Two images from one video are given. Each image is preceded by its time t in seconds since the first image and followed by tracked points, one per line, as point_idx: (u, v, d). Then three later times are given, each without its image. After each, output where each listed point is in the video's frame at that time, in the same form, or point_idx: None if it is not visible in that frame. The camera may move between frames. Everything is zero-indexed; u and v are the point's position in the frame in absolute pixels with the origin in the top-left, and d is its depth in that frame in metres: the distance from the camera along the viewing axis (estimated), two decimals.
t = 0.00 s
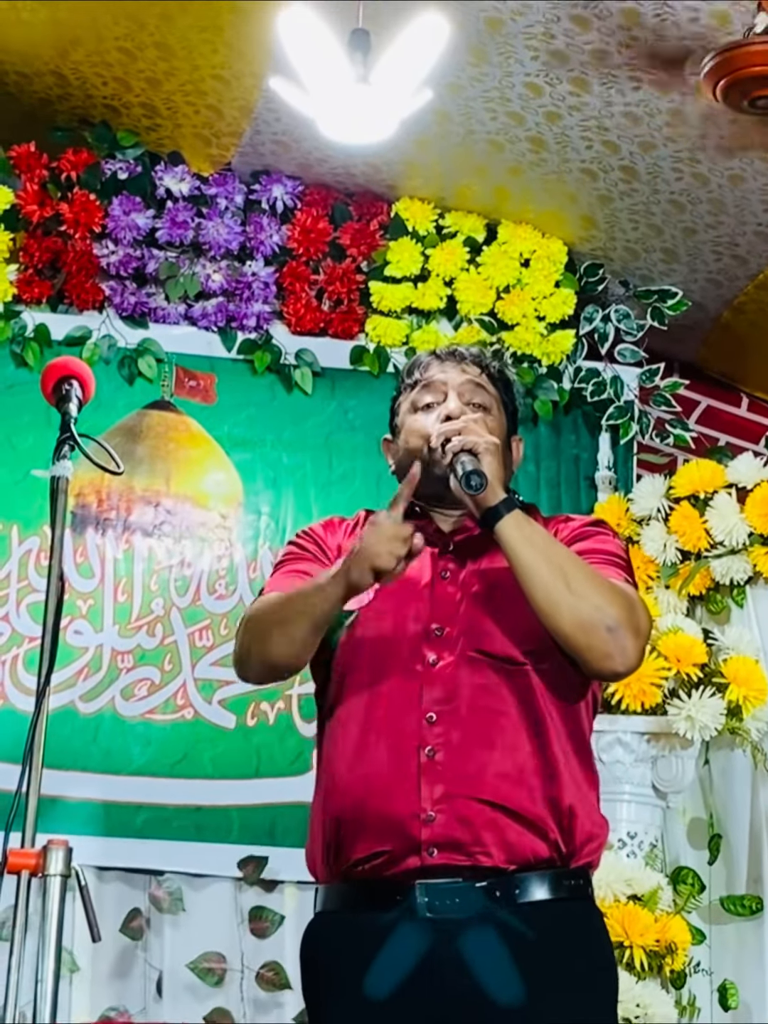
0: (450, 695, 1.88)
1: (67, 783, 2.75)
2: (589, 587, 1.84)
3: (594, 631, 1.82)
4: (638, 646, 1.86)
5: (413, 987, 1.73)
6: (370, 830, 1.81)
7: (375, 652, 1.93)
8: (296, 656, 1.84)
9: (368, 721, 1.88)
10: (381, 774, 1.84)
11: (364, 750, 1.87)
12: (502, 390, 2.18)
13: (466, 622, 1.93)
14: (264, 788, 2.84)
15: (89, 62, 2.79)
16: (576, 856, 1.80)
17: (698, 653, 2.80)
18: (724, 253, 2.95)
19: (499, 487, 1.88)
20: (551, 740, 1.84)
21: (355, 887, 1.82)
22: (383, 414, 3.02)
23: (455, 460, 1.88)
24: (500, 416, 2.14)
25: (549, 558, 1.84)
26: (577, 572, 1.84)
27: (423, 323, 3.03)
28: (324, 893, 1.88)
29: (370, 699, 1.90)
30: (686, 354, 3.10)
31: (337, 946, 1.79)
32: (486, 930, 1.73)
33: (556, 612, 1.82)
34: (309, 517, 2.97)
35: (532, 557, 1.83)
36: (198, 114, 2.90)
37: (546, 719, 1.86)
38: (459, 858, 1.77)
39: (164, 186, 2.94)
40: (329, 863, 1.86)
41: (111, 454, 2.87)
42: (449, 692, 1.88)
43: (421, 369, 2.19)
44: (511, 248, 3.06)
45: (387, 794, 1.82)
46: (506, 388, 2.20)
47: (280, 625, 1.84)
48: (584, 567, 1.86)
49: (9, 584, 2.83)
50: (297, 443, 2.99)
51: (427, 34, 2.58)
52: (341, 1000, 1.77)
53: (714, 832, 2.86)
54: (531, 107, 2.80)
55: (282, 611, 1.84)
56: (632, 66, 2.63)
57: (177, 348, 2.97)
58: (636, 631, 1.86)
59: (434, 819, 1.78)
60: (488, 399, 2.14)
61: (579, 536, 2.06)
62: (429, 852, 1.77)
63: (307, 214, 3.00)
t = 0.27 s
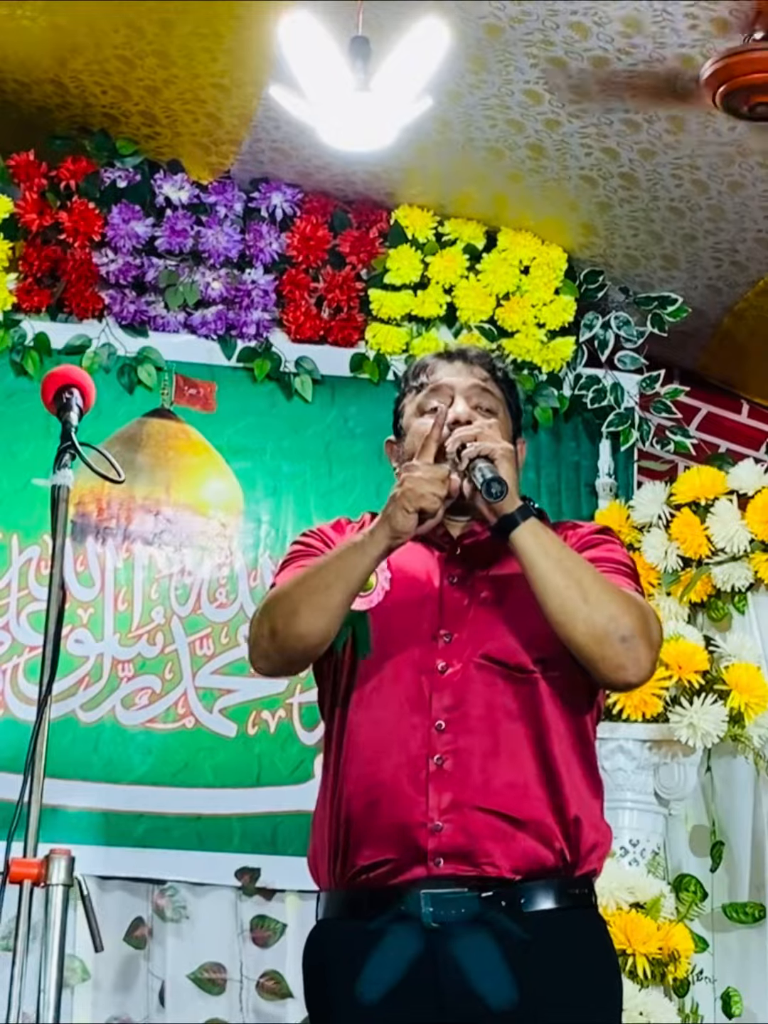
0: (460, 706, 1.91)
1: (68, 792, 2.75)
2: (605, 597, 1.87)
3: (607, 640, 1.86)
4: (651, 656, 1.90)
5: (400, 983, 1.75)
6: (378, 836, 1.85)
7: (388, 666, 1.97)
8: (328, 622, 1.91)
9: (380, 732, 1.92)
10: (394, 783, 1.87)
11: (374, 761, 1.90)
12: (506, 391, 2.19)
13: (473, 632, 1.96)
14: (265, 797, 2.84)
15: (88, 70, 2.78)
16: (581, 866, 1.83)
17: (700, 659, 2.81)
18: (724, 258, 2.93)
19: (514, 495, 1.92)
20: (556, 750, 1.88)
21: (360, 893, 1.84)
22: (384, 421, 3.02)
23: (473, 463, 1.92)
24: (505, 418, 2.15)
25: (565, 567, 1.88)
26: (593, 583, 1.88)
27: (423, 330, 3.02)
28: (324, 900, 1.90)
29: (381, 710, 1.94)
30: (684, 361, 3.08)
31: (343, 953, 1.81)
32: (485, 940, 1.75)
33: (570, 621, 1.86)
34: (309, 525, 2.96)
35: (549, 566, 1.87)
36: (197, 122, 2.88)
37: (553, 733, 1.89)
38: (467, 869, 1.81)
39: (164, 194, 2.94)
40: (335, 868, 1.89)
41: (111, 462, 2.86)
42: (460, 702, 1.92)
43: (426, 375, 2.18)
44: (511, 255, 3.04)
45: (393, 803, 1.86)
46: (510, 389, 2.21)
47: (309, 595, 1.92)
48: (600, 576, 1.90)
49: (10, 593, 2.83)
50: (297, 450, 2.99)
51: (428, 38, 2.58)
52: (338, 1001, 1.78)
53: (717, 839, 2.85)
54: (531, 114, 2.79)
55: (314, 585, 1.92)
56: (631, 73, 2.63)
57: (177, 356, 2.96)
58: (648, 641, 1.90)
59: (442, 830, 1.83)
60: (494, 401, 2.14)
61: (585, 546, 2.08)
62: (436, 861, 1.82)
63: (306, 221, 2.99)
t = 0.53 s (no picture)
0: (465, 715, 1.91)
1: (65, 805, 2.74)
2: (619, 611, 1.87)
3: (620, 656, 1.86)
4: (661, 673, 1.90)
5: (390, 984, 1.77)
6: (380, 846, 1.85)
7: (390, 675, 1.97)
8: (342, 638, 1.91)
9: (382, 740, 1.92)
10: (395, 792, 1.88)
11: (376, 770, 1.90)
12: (509, 398, 2.20)
13: (478, 643, 1.96)
14: (263, 808, 2.83)
15: (84, 83, 2.79)
16: (584, 876, 1.84)
17: (697, 669, 2.80)
18: (719, 268, 2.97)
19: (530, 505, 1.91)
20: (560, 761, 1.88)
21: (361, 904, 1.85)
22: (381, 431, 3.02)
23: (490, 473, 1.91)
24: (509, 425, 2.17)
25: (579, 581, 1.88)
26: (607, 597, 1.88)
27: (419, 341, 3.02)
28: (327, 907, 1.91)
29: (383, 719, 1.94)
30: (681, 370, 3.08)
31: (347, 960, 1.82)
32: (481, 949, 1.76)
33: (583, 635, 1.86)
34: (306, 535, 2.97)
35: (563, 580, 1.87)
36: (192, 134, 2.90)
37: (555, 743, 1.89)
38: (468, 879, 1.81)
39: (160, 206, 2.94)
40: (337, 878, 1.90)
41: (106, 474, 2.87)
42: (464, 711, 1.91)
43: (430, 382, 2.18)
44: (506, 266, 3.05)
45: (397, 813, 1.86)
46: (511, 395, 2.22)
47: (326, 610, 1.91)
48: (613, 591, 1.90)
49: (7, 605, 2.83)
50: (294, 461, 2.99)
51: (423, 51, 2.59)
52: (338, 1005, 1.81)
53: (715, 848, 2.85)
54: (526, 125, 2.80)
55: (331, 598, 1.91)
56: (626, 84, 2.64)
57: (174, 368, 2.96)
58: (660, 655, 1.90)
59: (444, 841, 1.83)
60: (498, 409, 2.16)
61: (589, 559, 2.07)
62: (438, 872, 1.82)
63: (301, 233, 2.99)
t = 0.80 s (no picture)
0: (477, 728, 1.92)
1: (61, 817, 2.74)
2: (634, 625, 1.88)
3: (633, 670, 1.86)
4: (672, 687, 1.91)
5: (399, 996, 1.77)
6: (387, 859, 1.85)
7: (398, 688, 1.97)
8: (350, 652, 1.87)
9: (391, 754, 1.92)
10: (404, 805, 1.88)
11: (385, 783, 1.90)
12: (511, 403, 2.22)
13: (489, 655, 1.97)
14: (258, 819, 2.83)
15: (76, 95, 2.78)
16: (593, 887, 1.85)
17: (693, 677, 2.81)
18: (712, 276, 2.98)
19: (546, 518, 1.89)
20: (569, 773, 1.89)
21: (367, 916, 1.85)
22: (376, 441, 3.02)
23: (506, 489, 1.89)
24: (513, 432, 2.19)
25: (594, 594, 1.88)
26: (622, 611, 1.88)
27: (413, 351, 3.02)
28: (329, 921, 1.90)
29: (391, 732, 1.94)
30: (675, 377, 3.10)
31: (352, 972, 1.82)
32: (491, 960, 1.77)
33: (598, 649, 1.86)
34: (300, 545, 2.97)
35: (578, 593, 1.87)
36: (185, 145, 2.89)
37: (567, 756, 1.90)
38: (481, 893, 1.81)
39: (153, 217, 2.94)
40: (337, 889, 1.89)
41: (99, 485, 2.86)
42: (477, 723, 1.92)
43: (437, 386, 2.19)
44: (499, 275, 3.05)
45: (405, 827, 1.86)
46: (513, 401, 2.24)
47: (335, 624, 1.87)
48: (627, 604, 1.90)
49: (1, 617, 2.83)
50: (288, 471, 2.99)
51: (413, 65, 2.59)
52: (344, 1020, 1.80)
53: (712, 857, 2.84)
54: (518, 135, 2.80)
55: (340, 613, 1.87)
56: (617, 93, 2.64)
57: (167, 378, 2.96)
58: (671, 670, 1.91)
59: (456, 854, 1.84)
60: (503, 415, 2.17)
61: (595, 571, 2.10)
62: (449, 885, 1.83)
63: (294, 243, 3.00)
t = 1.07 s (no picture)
0: (486, 740, 1.97)
1: (57, 831, 2.73)
2: (645, 638, 1.92)
3: (645, 683, 1.91)
4: (682, 699, 1.96)
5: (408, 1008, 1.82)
6: (394, 873, 1.89)
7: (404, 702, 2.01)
8: (359, 667, 1.90)
9: (397, 768, 1.96)
10: (411, 818, 1.92)
11: (392, 796, 1.93)
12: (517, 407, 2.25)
13: (497, 668, 2.02)
14: (254, 832, 2.82)
15: (69, 107, 2.79)
16: (599, 897, 1.90)
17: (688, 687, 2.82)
18: (706, 287, 2.94)
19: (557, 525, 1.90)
20: (576, 785, 1.94)
21: (373, 929, 1.88)
22: (370, 453, 3.01)
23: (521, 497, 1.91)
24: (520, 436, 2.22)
25: (606, 607, 1.92)
26: (634, 625, 1.93)
27: (407, 362, 3.02)
28: (333, 931, 1.94)
29: (396, 746, 1.98)
30: (670, 388, 3.06)
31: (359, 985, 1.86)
32: (499, 972, 1.82)
33: (610, 663, 1.90)
34: (296, 556, 2.97)
35: (590, 605, 1.92)
36: (178, 156, 2.89)
37: (574, 767, 1.96)
38: (490, 905, 1.86)
39: (146, 228, 2.93)
40: (344, 902, 1.93)
41: (93, 498, 2.85)
42: (486, 736, 1.97)
43: (448, 392, 2.23)
44: (493, 285, 3.04)
45: (414, 841, 1.90)
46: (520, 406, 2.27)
47: (347, 639, 1.90)
48: (638, 617, 1.95)
49: None
50: (283, 483, 2.98)
51: (405, 78, 2.62)
52: None
53: (709, 867, 2.84)
54: (511, 145, 2.83)
55: (351, 627, 1.90)
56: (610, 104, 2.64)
57: (162, 390, 2.96)
58: (682, 681, 1.96)
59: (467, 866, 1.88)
60: (510, 420, 2.21)
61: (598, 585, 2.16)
62: (459, 898, 1.86)
63: (288, 254, 2.99)
